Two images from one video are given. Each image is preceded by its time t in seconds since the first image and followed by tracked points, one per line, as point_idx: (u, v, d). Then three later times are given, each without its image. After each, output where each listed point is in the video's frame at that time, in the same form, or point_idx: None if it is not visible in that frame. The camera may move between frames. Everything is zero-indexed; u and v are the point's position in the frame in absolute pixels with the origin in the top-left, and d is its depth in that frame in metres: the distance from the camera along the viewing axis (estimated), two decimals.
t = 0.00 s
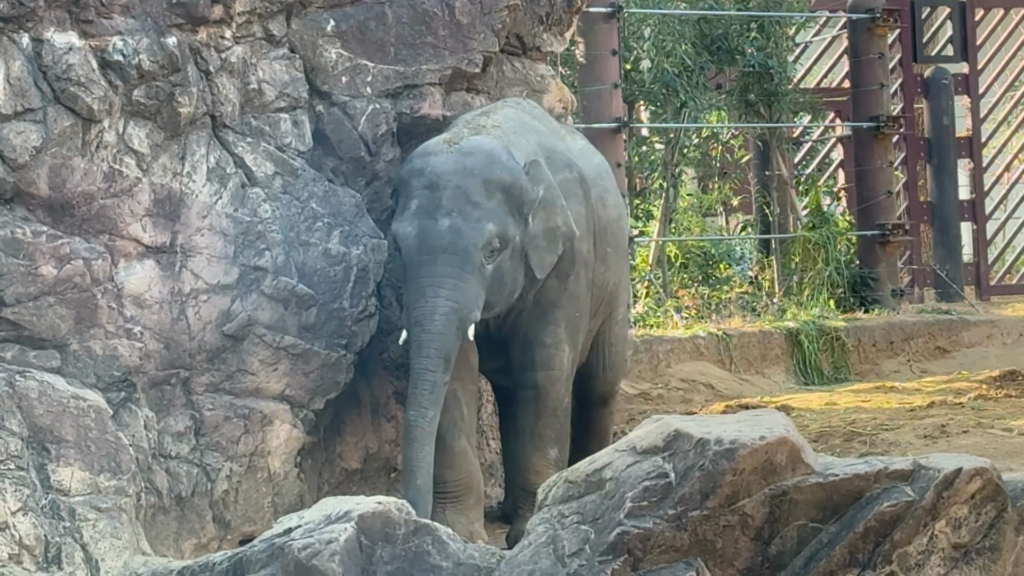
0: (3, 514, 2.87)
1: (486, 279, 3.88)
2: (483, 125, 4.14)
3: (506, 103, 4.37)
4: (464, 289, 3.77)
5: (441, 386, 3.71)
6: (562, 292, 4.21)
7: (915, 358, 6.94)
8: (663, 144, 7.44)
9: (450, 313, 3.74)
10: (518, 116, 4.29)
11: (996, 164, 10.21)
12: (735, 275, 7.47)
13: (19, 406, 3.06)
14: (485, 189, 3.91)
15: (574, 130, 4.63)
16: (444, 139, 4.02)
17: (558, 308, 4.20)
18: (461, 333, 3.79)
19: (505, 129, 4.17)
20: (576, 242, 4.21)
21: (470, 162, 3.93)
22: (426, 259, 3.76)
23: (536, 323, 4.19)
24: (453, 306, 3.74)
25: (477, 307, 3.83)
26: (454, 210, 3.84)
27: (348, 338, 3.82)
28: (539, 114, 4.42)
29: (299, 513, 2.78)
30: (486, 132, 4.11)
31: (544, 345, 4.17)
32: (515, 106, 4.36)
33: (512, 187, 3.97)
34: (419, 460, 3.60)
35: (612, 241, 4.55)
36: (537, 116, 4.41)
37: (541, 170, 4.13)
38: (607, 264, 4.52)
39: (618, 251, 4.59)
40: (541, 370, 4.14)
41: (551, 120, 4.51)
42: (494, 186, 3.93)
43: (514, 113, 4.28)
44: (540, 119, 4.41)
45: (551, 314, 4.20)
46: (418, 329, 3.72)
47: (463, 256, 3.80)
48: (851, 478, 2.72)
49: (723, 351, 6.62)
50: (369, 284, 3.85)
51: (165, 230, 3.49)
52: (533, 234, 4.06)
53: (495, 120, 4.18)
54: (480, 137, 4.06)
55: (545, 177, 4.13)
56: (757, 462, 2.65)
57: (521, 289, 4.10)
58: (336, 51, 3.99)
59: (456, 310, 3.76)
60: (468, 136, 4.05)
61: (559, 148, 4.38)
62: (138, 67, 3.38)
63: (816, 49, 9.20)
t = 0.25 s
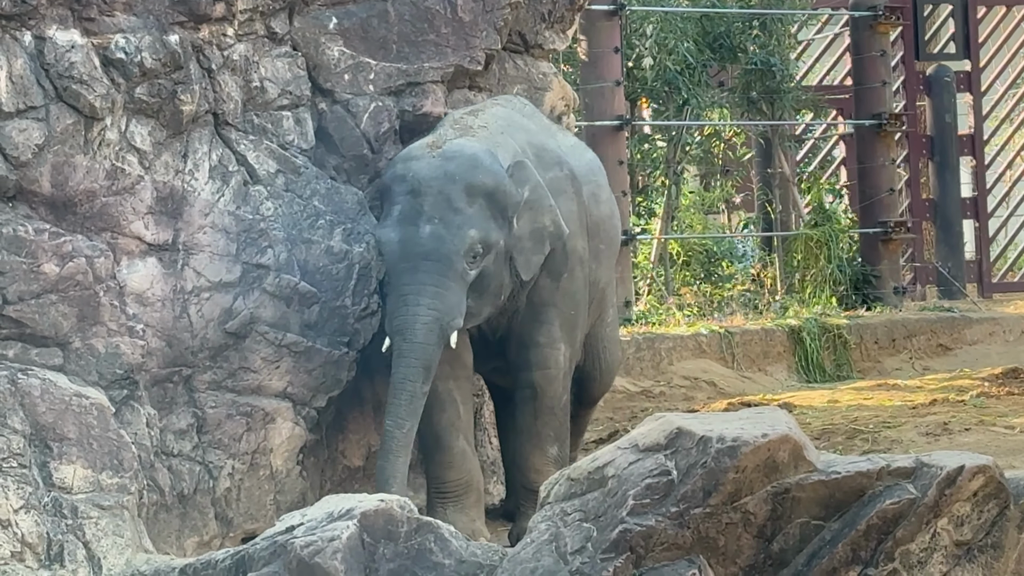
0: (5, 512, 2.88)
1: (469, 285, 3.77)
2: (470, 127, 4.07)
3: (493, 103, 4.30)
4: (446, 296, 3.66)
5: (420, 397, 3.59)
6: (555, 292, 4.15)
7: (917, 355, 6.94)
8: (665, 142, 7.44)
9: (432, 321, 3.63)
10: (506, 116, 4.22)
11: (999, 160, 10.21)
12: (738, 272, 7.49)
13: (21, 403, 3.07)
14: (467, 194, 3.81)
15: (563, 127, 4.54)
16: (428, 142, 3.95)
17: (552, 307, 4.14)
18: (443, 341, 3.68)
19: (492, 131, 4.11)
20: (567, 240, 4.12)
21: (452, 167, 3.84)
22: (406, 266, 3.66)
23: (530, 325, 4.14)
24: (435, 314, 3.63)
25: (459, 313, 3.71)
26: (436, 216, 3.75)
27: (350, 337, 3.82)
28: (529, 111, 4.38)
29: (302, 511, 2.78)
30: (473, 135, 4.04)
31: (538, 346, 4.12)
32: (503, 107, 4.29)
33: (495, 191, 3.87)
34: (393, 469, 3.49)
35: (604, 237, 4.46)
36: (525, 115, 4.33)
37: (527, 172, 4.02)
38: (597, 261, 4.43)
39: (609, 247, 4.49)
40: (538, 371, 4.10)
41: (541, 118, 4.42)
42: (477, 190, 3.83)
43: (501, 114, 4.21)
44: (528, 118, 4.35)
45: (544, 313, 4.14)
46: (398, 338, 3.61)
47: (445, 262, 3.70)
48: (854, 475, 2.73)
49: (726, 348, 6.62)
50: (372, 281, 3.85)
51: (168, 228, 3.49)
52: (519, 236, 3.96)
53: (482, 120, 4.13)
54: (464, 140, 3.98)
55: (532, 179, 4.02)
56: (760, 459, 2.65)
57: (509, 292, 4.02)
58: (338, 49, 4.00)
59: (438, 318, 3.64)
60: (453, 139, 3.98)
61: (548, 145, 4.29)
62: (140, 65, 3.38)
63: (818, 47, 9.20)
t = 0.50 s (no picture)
0: (8, 509, 2.87)
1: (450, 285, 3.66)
2: (460, 126, 3.95)
3: (484, 100, 4.18)
4: (425, 296, 3.56)
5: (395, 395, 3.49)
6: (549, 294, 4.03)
7: (919, 352, 6.95)
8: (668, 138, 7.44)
9: (409, 320, 3.53)
10: (495, 115, 4.11)
11: (1002, 157, 10.20)
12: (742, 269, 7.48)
13: (25, 400, 3.07)
14: (452, 194, 3.70)
15: (552, 125, 4.41)
16: (416, 140, 3.82)
17: (546, 307, 4.03)
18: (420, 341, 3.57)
19: (483, 129, 3.98)
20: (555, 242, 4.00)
21: (439, 167, 3.71)
22: (387, 264, 3.56)
23: (526, 324, 4.04)
24: (413, 313, 3.53)
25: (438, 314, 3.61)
26: (420, 215, 3.64)
27: (353, 333, 3.83)
28: (519, 109, 4.29)
29: (304, 507, 2.78)
30: (462, 134, 3.91)
31: (535, 345, 4.03)
32: (493, 105, 4.17)
33: (482, 194, 3.75)
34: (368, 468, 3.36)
35: (592, 236, 4.30)
36: (515, 114, 4.23)
37: (515, 175, 3.88)
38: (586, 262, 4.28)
39: (597, 247, 4.34)
40: (536, 369, 4.03)
41: (531, 116, 4.31)
42: (463, 191, 3.71)
43: (491, 113, 4.10)
44: (517, 117, 4.22)
45: (538, 312, 4.03)
46: (374, 334, 3.51)
47: (426, 262, 3.58)
48: (856, 472, 2.73)
49: (729, 345, 6.62)
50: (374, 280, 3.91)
51: (171, 225, 3.50)
52: (504, 239, 3.83)
53: (473, 118, 4.01)
54: (454, 139, 3.85)
55: (520, 182, 3.89)
56: (763, 457, 2.65)
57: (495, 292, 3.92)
58: (341, 45, 4.00)
59: (416, 317, 3.54)
60: (442, 138, 3.85)
61: (538, 145, 4.18)
62: (143, 62, 3.38)
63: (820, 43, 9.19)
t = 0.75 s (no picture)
0: (12, 504, 2.87)
1: (443, 274, 3.61)
2: (452, 119, 3.91)
3: (476, 94, 4.15)
4: (419, 284, 3.51)
5: (387, 381, 3.42)
6: (541, 288, 4.01)
7: (923, 346, 6.94)
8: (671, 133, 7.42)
9: (402, 308, 3.47)
10: (486, 109, 4.07)
11: (1005, 152, 10.20)
12: (745, 264, 7.49)
13: (29, 394, 3.08)
14: (446, 183, 3.65)
15: (543, 120, 4.37)
16: (408, 133, 3.79)
17: (540, 301, 4.01)
18: (413, 330, 3.52)
19: (476, 123, 3.96)
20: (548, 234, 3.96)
21: (432, 157, 3.67)
22: (380, 252, 3.50)
23: (520, 318, 4.01)
24: (406, 301, 3.47)
25: (431, 304, 3.56)
26: (413, 204, 3.59)
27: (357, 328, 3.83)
28: (509, 103, 4.24)
29: (308, 502, 2.78)
30: (453, 126, 3.88)
31: (529, 340, 4.00)
32: (484, 98, 4.13)
33: (475, 183, 3.71)
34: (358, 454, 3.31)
35: (583, 232, 4.26)
36: (505, 107, 4.18)
37: (508, 167, 3.84)
38: (577, 257, 4.24)
39: (589, 243, 4.30)
40: (531, 364, 4.00)
41: (521, 111, 4.27)
42: (456, 181, 3.67)
43: (484, 106, 4.06)
44: (508, 111, 4.17)
45: (532, 306, 4.00)
46: (366, 323, 3.46)
47: (419, 250, 3.53)
48: (860, 466, 2.73)
49: (732, 339, 6.62)
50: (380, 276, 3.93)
51: (174, 219, 3.50)
52: (498, 230, 3.79)
53: (465, 111, 3.98)
54: (446, 131, 3.82)
55: (513, 174, 3.84)
56: (766, 451, 2.66)
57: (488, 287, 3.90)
58: (344, 40, 4.00)
59: (408, 305, 3.48)
60: (434, 130, 3.81)
61: (529, 139, 4.13)
62: (146, 56, 3.39)
63: (823, 39, 9.20)
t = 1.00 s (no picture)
0: (15, 497, 2.89)
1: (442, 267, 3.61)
2: (448, 111, 3.89)
3: (471, 87, 4.12)
4: (419, 277, 3.51)
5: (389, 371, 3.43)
6: (537, 282, 3.97)
7: (926, 340, 6.95)
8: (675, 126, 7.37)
9: (402, 301, 3.47)
10: (483, 101, 4.04)
11: (1009, 146, 10.20)
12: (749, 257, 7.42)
13: (33, 388, 3.06)
14: (444, 176, 3.64)
15: (538, 112, 4.34)
16: (405, 126, 3.77)
17: (535, 295, 3.97)
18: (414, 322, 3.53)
19: (471, 115, 3.94)
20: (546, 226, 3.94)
21: (430, 149, 3.66)
22: (380, 246, 3.50)
23: (516, 312, 3.98)
24: (406, 294, 3.47)
25: (432, 296, 3.57)
26: (412, 197, 3.58)
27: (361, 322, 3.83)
28: (505, 95, 4.21)
29: (312, 496, 2.78)
30: (450, 119, 3.86)
31: (525, 334, 3.97)
32: (480, 91, 4.11)
33: (473, 175, 3.70)
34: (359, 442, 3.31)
35: (580, 224, 4.25)
36: (502, 100, 4.15)
37: (505, 159, 3.84)
38: (574, 250, 4.23)
39: (585, 235, 4.28)
40: (528, 358, 3.97)
41: (517, 103, 4.24)
42: (454, 173, 3.66)
43: (480, 99, 4.04)
44: (503, 104, 4.14)
45: (528, 301, 3.97)
46: (367, 316, 3.47)
47: (418, 243, 3.53)
48: (862, 460, 2.73)
49: (736, 333, 6.61)
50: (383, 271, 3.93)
51: (178, 213, 3.50)
52: (496, 222, 3.77)
53: (461, 104, 3.96)
54: (442, 124, 3.80)
55: (510, 166, 3.83)
56: (771, 444, 2.65)
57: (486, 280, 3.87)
58: (348, 34, 3.99)
59: (409, 298, 3.49)
60: (431, 123, 3.80)
61: (525, 132, 4.11)
62: (150, 50, 3.39)
63: (827, 33, 9.19)
